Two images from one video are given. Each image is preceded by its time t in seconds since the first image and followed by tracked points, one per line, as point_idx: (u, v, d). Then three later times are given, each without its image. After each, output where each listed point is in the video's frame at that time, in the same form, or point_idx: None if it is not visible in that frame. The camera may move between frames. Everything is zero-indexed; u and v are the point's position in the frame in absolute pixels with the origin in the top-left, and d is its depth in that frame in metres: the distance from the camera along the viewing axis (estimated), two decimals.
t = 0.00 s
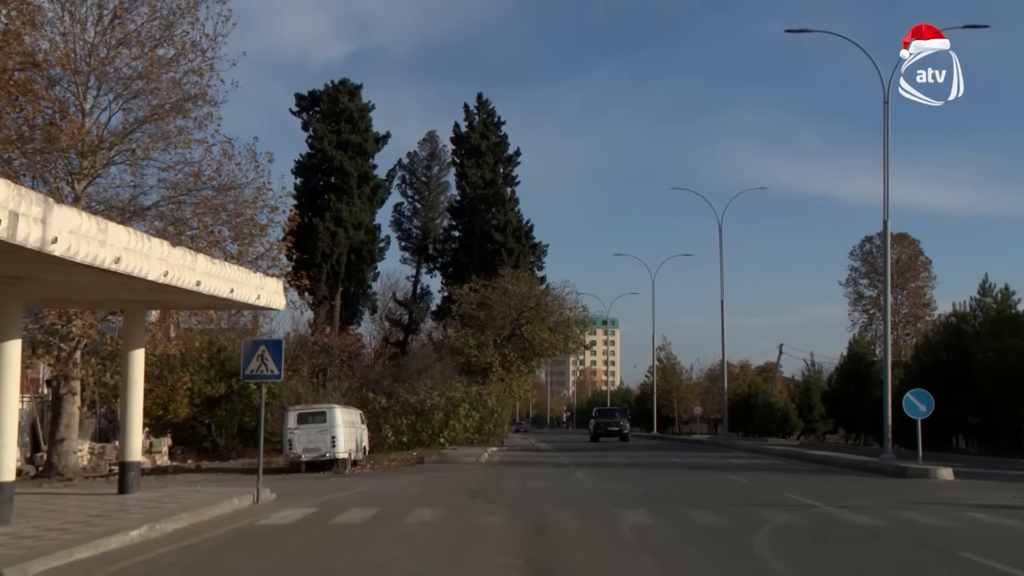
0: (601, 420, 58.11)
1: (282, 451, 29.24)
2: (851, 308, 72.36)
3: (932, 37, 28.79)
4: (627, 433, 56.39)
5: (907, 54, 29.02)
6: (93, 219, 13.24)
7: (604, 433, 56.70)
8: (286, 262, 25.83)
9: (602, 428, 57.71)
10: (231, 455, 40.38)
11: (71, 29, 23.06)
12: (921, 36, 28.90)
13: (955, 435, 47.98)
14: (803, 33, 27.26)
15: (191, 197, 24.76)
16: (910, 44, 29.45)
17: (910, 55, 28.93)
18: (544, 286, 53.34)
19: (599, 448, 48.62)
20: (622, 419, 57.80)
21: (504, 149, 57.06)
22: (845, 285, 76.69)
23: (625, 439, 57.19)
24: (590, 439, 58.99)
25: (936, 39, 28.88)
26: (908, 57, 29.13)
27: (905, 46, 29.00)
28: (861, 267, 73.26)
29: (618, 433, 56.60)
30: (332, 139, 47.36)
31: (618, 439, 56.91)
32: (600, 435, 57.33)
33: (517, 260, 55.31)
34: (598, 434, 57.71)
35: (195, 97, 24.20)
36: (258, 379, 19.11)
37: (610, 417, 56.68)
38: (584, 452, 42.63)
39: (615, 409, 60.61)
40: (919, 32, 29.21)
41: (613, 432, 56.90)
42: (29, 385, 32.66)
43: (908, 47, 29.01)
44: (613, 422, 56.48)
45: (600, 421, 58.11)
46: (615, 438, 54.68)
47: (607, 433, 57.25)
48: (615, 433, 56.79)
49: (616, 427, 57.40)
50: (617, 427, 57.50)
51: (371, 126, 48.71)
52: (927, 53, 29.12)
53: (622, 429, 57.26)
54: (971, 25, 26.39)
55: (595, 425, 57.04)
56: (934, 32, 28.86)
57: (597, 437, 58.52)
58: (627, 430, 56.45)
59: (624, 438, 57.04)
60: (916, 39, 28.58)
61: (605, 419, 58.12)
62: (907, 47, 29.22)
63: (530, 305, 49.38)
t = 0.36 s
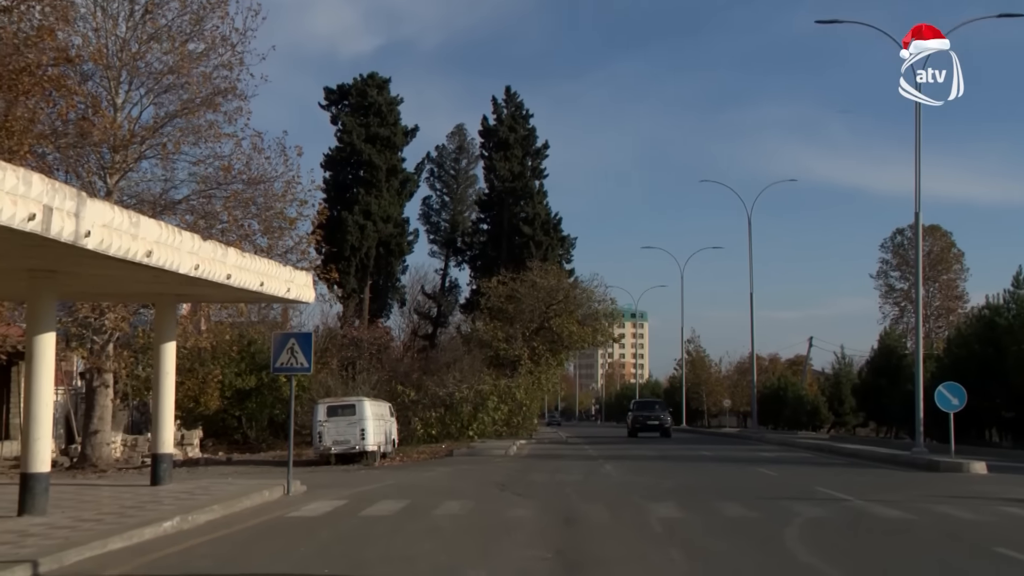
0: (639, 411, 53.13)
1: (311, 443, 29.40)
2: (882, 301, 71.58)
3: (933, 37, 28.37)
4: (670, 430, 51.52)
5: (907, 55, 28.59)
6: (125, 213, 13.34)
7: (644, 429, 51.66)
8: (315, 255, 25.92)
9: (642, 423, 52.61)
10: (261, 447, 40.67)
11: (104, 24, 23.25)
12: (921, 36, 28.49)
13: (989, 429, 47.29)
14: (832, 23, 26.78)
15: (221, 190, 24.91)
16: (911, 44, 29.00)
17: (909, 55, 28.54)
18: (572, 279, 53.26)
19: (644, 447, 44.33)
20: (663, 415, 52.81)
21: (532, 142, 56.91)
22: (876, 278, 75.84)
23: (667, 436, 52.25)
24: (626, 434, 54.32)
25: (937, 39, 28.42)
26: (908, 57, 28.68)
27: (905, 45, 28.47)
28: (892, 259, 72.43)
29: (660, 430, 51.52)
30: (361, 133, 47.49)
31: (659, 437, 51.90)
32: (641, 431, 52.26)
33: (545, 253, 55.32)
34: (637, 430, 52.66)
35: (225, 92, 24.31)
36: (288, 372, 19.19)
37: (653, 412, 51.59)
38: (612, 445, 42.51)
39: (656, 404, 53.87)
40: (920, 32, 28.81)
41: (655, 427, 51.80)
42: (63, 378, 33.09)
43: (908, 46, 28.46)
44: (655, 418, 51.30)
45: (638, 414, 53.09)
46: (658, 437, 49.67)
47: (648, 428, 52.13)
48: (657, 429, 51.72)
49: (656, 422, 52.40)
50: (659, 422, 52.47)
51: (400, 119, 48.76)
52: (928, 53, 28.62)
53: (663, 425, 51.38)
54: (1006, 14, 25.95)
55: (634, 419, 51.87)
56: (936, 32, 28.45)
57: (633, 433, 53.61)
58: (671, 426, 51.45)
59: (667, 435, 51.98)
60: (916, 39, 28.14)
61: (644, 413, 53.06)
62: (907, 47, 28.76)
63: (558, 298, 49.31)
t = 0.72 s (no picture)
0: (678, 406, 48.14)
1: (340, 436, 29.54)
2: (912, 294, 70.79)
3: (932, 37, 27.93)
4: (714, 426, 46.83)
5: (907, 55, 28.24)
6: (155, 207, 13.41)
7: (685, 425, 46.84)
8: (344, 249, 26.00)
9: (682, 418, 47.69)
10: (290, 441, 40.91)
11: (134, 20, 23.41)
12: (921, 36, 28.12)
13: (1022, 423, 46.65)
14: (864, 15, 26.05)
15: (250, 185, 25.03)
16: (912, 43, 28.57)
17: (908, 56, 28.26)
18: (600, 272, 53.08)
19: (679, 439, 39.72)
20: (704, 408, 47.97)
21: (560, 135, 56.76)
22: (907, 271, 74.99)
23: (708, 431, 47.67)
24: (663, 432, 50.02)
25: (937, 39, 28.03)
26: (907, 58, 28.34)
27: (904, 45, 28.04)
28: (923, 252, 71.60)
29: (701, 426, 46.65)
30: (389, 127, 47.56)
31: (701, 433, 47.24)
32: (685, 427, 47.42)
33: (573, 247, 55.21)
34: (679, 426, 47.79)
35: (254, 86, 24.42)
36: (317, 365, 19.28)
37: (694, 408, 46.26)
38: (639, 439, 42.38)
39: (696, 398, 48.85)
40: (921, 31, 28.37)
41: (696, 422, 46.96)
42: (95, 371, 33.46)
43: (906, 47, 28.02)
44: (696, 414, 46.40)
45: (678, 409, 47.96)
46: (701, 436, 45.00)
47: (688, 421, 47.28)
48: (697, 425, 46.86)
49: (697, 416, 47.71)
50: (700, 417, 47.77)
51: (428, 113, 48.78)
52: (928, 53, 28.21)
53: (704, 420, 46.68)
54: None
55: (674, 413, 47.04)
56: (934, 33, 28.09)
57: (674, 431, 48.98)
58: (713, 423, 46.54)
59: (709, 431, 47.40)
60: (913, 42, 27.79)
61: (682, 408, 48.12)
62: (907, 47, 28.36)
63: (586, 292, 49.24)
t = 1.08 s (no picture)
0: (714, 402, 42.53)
1: (367, 430, 29.65)
2: (942, 288, 69.99)
3: (930, 37, 28.34)
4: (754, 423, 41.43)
5: (907, 54, 29.15)
6: (184, 202, 13.48)
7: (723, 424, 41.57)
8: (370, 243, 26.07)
9: (718, 413, 42.26)
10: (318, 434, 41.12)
11: (163, 15, 23.52)
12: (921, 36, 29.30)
13: None
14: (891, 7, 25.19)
15: (277, 179, 25.15)
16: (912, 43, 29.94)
17: (909, 56, 29.05)
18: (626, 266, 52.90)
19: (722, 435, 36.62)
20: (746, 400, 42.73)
21: (586, 129, 56.53)
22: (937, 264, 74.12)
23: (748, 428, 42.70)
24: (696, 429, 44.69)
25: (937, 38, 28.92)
26: (907, 57, 29.14)
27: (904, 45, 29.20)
28: (952, 245, 70.76)
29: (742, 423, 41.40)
30: (415, 121, 47.60)
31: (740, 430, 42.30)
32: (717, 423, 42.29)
33: (599, 240, 55.00)
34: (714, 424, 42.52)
35: (281, 81, 24.50)
36: (344, 359, 19.32)
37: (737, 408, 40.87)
38: (667, 433, 42.23)
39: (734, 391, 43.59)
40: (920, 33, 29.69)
41: (736, 420, 41.62)
42: (125, 365, 33.79)
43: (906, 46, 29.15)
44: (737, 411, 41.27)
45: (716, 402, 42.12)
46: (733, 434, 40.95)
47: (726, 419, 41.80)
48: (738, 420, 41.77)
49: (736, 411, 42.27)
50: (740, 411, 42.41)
51: (453, 107, 48.77)
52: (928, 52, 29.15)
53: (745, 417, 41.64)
54: None
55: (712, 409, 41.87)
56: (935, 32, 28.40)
57: (704, 424, 44.79)
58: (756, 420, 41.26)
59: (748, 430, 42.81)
60: (913, 40, 28.38)
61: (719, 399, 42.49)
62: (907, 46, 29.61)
63: (613, 285, 49.15)
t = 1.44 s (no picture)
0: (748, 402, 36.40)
1: (393, 423, 29.69)
2: (971, 280, 69.14)
3: (929, 37, 28.83)
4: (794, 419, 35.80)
5: (907, 53, 29.57)
6: (212, 195, 13.54)
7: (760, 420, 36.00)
8: (396, 237, 26.10)
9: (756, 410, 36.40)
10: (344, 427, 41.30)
11: (190, 10, 23.64)
12: (921, 36, 29.84)
13: None
14: None
15: (303, 173, 25.22)
16: (913, 43, 30.41)
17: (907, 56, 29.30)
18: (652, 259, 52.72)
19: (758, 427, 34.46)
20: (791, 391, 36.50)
21: (611, 122, 56.27)
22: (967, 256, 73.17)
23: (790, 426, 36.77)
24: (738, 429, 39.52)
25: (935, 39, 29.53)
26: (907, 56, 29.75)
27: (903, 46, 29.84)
28: (983, 238, 69.84)
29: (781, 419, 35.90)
30: (441, 114, 47.60)
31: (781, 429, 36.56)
32: (753, 423, 36.52)
33: (624, 233, 54.86)
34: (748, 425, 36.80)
35: (307, 75, 24.56)
36: (370, 352, 19.37)
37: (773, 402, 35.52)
38: (693, 426, 42.06)
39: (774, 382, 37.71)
40: (920, 32, 30.03)
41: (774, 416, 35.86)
42: (153, 358, 34.12)
43: (905, 48, 29.80)
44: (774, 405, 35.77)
45: (751, 401, 35.78)
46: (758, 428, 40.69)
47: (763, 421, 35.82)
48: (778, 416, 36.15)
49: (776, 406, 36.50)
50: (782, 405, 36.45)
51: (479, 100, 48.70)
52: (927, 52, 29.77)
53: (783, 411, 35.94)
54: None
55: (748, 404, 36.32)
56: (934, 32, 28.43)
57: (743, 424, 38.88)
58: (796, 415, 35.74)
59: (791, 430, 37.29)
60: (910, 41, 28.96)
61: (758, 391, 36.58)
62: (907, 47, 30.11)
63: (638, 279, 49.00)
